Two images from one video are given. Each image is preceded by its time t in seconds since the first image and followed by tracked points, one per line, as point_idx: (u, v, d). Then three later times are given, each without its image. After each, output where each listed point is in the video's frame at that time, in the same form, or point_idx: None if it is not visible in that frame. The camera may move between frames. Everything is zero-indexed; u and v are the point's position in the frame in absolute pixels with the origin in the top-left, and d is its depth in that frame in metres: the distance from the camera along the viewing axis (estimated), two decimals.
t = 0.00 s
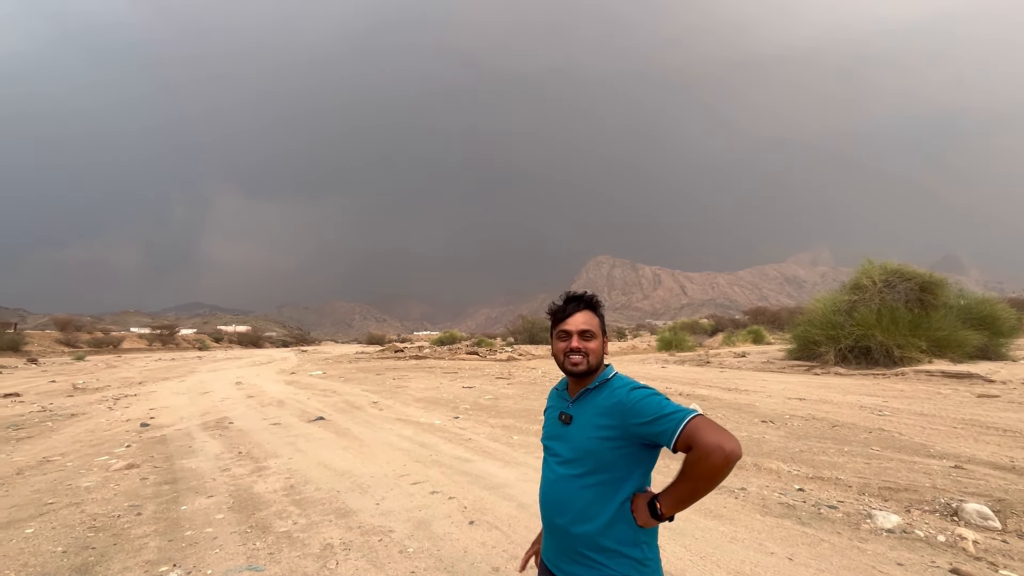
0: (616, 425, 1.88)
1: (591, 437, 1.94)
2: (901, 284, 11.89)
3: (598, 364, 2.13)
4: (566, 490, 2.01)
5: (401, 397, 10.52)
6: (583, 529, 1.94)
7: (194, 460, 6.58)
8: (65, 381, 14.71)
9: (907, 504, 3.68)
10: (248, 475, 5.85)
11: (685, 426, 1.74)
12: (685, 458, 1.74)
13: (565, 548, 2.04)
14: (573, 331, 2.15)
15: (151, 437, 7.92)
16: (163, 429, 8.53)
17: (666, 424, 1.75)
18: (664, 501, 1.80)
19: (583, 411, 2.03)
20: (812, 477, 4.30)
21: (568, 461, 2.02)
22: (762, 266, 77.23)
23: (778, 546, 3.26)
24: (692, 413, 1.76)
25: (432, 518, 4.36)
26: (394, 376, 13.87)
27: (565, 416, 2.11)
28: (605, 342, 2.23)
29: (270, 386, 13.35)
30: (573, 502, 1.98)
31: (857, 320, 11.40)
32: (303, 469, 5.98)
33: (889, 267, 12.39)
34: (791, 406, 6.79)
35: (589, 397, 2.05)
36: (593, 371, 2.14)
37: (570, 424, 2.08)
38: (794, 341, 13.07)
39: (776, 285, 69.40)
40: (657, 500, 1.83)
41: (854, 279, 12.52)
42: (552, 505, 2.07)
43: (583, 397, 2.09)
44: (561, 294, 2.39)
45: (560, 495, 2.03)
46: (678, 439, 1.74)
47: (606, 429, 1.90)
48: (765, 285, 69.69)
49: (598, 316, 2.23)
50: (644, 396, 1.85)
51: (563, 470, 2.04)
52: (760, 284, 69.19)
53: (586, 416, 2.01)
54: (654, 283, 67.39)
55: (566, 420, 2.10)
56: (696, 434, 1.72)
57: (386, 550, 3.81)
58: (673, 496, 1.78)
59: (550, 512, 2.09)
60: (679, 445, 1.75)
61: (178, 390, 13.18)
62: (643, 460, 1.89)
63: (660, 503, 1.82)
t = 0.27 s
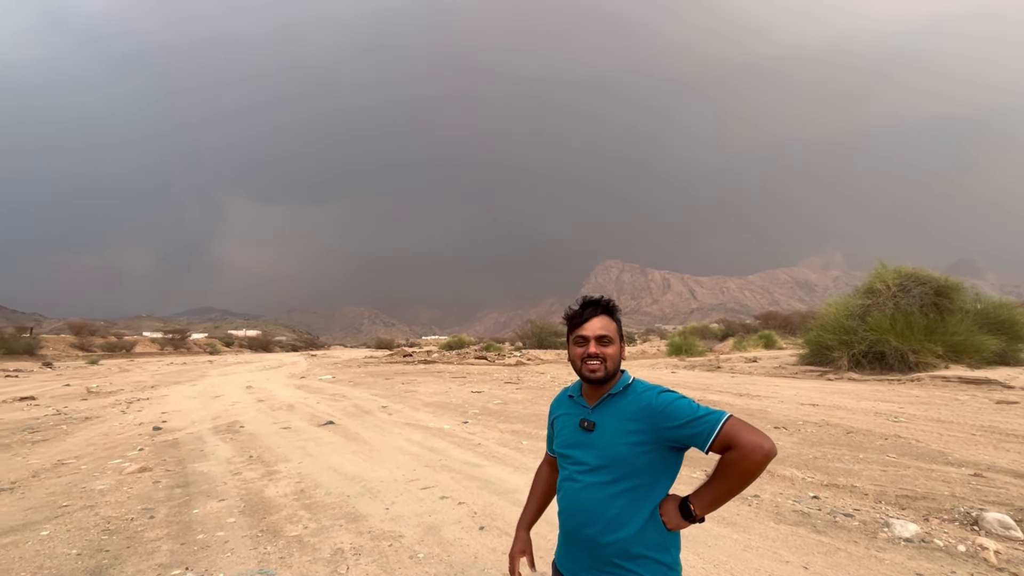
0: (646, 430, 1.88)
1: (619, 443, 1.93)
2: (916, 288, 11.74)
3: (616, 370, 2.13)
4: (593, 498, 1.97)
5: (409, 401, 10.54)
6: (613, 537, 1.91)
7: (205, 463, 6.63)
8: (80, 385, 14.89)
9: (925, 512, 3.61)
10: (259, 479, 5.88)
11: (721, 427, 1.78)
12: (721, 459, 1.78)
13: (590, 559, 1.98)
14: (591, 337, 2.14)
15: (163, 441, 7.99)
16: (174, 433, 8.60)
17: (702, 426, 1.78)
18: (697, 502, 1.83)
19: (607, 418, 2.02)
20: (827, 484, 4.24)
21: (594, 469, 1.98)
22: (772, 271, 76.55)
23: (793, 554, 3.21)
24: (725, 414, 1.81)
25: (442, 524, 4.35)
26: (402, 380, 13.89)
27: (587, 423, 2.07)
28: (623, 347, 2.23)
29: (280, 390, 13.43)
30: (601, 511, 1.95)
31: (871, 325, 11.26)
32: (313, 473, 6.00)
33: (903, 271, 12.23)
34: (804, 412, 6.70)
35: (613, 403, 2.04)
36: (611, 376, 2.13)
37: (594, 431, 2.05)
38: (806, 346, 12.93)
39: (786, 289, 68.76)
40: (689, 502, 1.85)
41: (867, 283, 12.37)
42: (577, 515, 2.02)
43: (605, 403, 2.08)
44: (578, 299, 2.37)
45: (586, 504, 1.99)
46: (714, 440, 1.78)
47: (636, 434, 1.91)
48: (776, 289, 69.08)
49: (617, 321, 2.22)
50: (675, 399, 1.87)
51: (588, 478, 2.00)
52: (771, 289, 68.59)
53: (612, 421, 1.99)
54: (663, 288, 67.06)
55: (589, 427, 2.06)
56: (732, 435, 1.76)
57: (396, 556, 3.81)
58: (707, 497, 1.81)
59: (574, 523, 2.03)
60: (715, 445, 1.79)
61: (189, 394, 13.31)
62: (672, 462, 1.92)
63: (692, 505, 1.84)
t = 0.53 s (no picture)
0: (658, 438, 1.88)
1: (631, 451, 1.93)
2: (930, 294, 11.59)
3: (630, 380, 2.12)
4: (604, 505, 1.97)
5: (418, 407, 10.55)
6: (624, 545, 1.90)
7: (216, 469, 6.67)
8: (93, 390, 15.08)
9: (942, 523, 3.55)
10: (269, 484, 5.91)
11: (735, 437, 1.76)
12: (734, 469, 1.76)
13: (601, 565, 1.98)
14: (603, 345, 2.14)
15: (175, 446, 8.06)
16: (186, 438, 8.67)
17: (715, 435, 1.77)
18: (709, 513, 1.81)
19: (621, 425, 2.02)
20: (842, 493, 4.18)
21: (606, 475, 1.98)
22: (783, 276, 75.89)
23: (808, 565, 3.17)
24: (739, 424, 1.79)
25: (451, 531, 4.34)
26: (411, 386, 13.92)
27: (601, 430, 2.07)
28: (637, 356, 2.22)
29: (290, 396, 13.50)
30: (611, 518, 1.94)
31: (884, 331, 11.12)
32: (323, 478, 6.02)
33: (916, 276, 12.07)
34: (816, 419, 6.62)
35: (627, 410, 2.04)
36: (625, 385, 2.12)
37: (607, 438, 2.05)
38: (818, 352, 12.79)
39: (797, 295, 68.14)
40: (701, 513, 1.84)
41: (879, 288, 12.24)
42: (588, 521, 2.02)
43: (619, 409, 2.08)
44: (595, 307, 2.37)
45: (598, 511, 1.98)
46: (726, 450, 1.76)
47: (650, 442, 1.90)
48: (786, 294, 68.49)
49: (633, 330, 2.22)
50: (689, 408, 1.86)
51: (600, 484, 2.00)
52: (781, 294, 68.02)
53: (625, 429, 1.99)
54: (672, 293, 66.72)
55: (602, 433, 2.06)
56: (746, 444, 1.74)
57: (406, 563, 3.80)
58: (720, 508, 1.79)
59: (586, 529, 2.03)
60: (727, 456, 1.77)
61: (200, 399, 13.42)
62: (685, 472, 1.90)
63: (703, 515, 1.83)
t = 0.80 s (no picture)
0: (671, 446, 1.88)
1: (644, 459, 1.92)
2: (943, 300, 11.45)
3: (640, 384, 2.11)
4: (616, 513, 1.96)
5: (426, 413, 10.55)
6: (636, 554, 1.89)
7: (227, 474, 6.71)
8: (105, 395, 15.22)
9: (960, 533, 3.49)
10: (279, 490, 5.93)
11: (749, 446, 1.76)
12: (748, 479, 1.76)
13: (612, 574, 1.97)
14: (612, 349, 2.16)
15: (186, 451, 8.12)
16: (196, 443, 8.74)
17: (729, 444, 1.77)
18: (723, 523, 1.81)
19: (633, 432, 2.01)
20: (855, 502, 4.12)
21: (618, 482, 1.97)
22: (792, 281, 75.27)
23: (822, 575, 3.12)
24: (753, 434, 1.79)
25: (461, 538, 4.33)
26: (419, 392, 13.94)
27: (613, 437, 2.07)
28: (649, 363, 2.20)
29: (299, 402, 13.56)
30: (623, 526, 1.93)
31: (897, 337, 10.99)
32: (332, 484, 6.03)
33: (929, 281, 11.93)
34: (828, 426, 6.54)
35: (639, 418, 2.03)
36: (634, 391, 2.11)
37: (619, 445, 2.04)
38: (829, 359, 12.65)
39: (807, 300, 67.52)
40: (715, 523, 1.83)
41: (891, 294, 12.11)
42: (600, 529, 2.01)
43: (631, 417, 2.07)
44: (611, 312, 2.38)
45: (609, 519, 1.98)
46: (741, 460, 1.75)
47: (662, 450, 1.90)
48: (796, 299, 67.88)
49: (643, 336, 2.21)
50: (702, 416, 1.86)
51: (612, 492, 1.99)
52: (791, 299, 67.43)
53: (638, 437, 1.98)
54: (680, 299, 66.37)
55: (614, 441, 2.06)
56: (759, 454, 1.74)
57: (415, 569, 3.80)
58: (734, 519, 1.78)
59: (597, 537, 2.02)
60: (741, 465, 1.77)
61: (210, 405, 13.51)
62: (698, 481, 1.90)
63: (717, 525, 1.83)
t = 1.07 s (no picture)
0: (681, 457, 1.85)
1: (653, 469, 1.90)
2: (958, 304, 11.29)
3: (613, 391, 2.19)
4: (626, 521, 1.96)
5: (434, 418, 10.55)
6: (646, 563, 1.89)
7: (237, 479, 6.75)
8: (118, 400, 15.37)
9: (979, 542, 3.42)
10: (289, 496, 5.95)
11: (762, 460, 1.70)
12: (760, 495, 1.71)
13: None
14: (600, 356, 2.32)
15: (196, 456, 8.17)
16: (207, 448, 8.79)
17: (739, 457, 1.72)
18: (736, 538, 1.77)
19: (643, 441, 1.99)
20: (871, 510, 4.06)
21: (628, 491, 1.97)
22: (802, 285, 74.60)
23: None
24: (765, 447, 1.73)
25: (471, 544, 4.31)
26: (427, 397, 13.95)
27: (624, 444, 2.06)
28: (629, 371, 2.15)
29: (308, 407, 13.62)
30: (633, 535, 1.93)
31: (910, 342, 10.85)
32: (341, 490, 6.04)
33: (943, 285, 11.77)
34: (842, 433, 6.46)
35: (650, 426, 2.01)
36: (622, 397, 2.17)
37: (629, 453, 2.03)
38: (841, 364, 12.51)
39: (818, 305, 66.86)
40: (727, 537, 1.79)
41: (904, 298, 11.97)
42: (611, 536, 2.02)
43: (642, 424, 2.05)
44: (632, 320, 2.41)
45: (620, 527, 1.98)
46: (751, 473, 1.70)
47: (671, 460, 1.87)
48: (806, 304, 67.25)
49: (624, 343, 2.20)
50: (713, 427, 1.82)
51: (623, 500, 1.99)
52: (801, 303, 66.82)
53: (648, 445, 1.96)
54: (688, 303, 66.00)
55: (625, 448, 2.05)
56: (773, 469, 1.68)
57: None
58: (745, 533, 1.74)
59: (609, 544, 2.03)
60: (752, 480, 1.72)
61: (220, 409, 13.60)
62: (710, 493, 1.86)
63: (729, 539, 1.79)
